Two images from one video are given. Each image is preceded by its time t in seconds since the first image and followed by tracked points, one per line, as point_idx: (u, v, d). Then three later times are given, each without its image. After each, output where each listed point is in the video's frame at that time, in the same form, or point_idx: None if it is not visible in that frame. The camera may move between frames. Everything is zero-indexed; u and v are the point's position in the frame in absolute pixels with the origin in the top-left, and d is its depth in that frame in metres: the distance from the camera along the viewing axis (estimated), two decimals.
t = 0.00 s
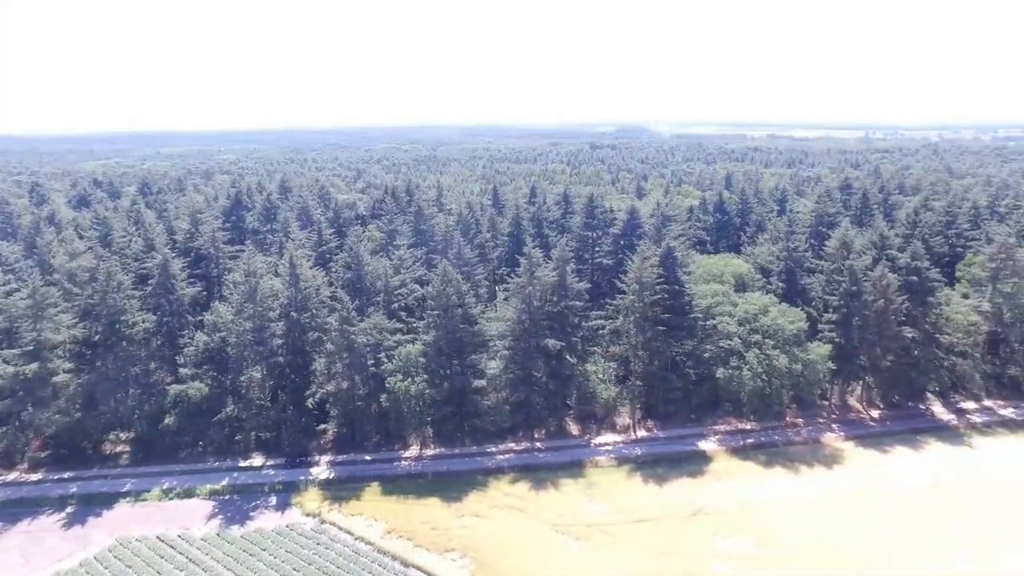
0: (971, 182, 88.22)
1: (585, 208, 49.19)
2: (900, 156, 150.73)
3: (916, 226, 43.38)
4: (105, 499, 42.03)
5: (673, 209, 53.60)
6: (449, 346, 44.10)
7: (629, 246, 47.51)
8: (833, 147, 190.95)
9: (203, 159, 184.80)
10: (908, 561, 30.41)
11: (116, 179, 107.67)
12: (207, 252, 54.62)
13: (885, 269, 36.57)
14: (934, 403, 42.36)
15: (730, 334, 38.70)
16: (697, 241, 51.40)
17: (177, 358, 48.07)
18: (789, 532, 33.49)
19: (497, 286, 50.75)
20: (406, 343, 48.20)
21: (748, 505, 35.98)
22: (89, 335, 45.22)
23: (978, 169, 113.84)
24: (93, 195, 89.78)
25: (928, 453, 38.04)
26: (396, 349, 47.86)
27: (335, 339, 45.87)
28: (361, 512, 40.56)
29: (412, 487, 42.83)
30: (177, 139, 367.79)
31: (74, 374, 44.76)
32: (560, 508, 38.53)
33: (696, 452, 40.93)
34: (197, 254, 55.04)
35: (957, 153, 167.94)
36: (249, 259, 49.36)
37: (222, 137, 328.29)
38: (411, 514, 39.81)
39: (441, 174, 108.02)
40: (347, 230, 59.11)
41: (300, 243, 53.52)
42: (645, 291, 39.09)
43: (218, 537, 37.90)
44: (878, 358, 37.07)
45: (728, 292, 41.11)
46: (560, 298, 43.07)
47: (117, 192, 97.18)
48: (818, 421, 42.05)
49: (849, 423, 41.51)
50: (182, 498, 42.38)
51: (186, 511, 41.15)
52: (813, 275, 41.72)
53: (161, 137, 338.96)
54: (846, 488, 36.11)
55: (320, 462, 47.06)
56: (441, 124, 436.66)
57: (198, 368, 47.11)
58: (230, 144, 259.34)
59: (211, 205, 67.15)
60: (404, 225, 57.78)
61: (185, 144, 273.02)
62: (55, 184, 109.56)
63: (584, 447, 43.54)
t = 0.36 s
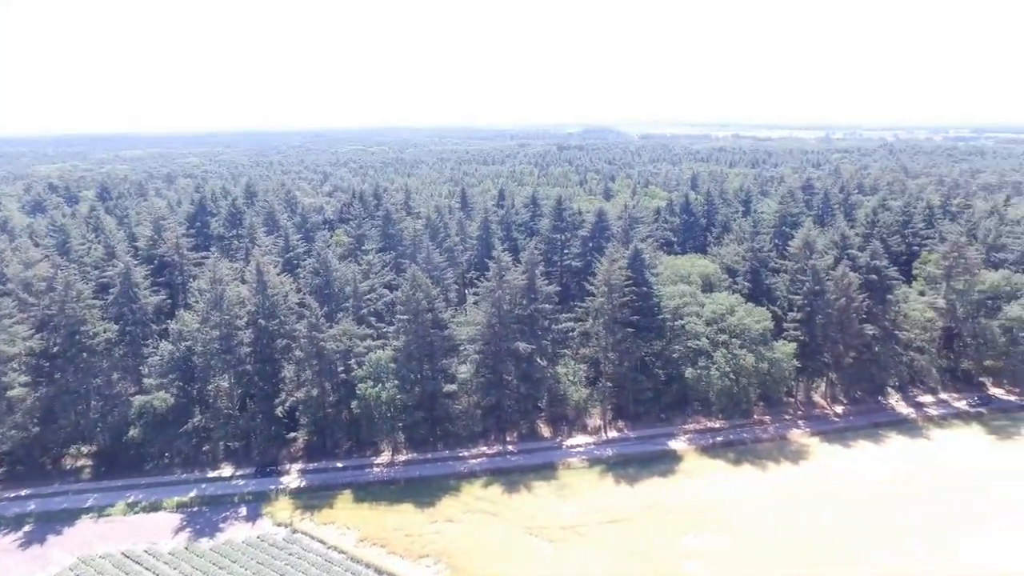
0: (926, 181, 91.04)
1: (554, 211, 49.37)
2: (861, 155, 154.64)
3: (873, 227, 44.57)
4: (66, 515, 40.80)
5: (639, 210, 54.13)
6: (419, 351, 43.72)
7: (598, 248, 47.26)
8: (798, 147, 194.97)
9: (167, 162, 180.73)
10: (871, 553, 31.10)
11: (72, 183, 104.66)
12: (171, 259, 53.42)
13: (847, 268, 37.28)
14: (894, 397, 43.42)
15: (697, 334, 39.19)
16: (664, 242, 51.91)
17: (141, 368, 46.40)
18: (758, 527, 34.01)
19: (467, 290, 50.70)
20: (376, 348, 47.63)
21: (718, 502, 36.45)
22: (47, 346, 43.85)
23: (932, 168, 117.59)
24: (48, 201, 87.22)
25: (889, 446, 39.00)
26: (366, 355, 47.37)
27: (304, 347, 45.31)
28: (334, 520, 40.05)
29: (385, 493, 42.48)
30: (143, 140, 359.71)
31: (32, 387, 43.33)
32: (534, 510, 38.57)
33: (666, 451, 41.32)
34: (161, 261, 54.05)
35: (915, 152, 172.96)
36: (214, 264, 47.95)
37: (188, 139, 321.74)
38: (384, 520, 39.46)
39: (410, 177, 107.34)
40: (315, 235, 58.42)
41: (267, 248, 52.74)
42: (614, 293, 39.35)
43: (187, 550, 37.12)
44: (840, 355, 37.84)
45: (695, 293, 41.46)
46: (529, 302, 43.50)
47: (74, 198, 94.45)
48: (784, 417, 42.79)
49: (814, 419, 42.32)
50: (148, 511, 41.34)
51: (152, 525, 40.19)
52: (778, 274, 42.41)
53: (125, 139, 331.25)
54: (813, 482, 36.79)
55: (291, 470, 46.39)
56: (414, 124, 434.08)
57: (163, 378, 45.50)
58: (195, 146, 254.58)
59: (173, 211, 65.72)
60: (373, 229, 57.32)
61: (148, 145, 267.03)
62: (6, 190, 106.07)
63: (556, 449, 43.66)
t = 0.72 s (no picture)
0: (883, 181, 93.76)
1: (521, 214, 49.38)
2: (821, 155, 158.44)
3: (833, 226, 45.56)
4: (22, 535, 39.44)
5: (606, 212, 54.45)
6: (388, 356, 43.08)
7: (565, 250, 47.42)
8: (763, 147, 198.59)
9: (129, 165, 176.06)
10: (834, 546, 31.78)
11: (24, 189, 101.21)
12: (132, 267, 52.09)
13: (808, 267, 37.96)
14: (854, 392, 44.42)
15: (664, 335, 39.68)
16: (630, 243, 52.28)
17: (101, 380, 45.05)
18: (727, 525, 34.38)
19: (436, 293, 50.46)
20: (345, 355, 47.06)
21: (687, 501, 36.82)
22: None
23: (889, 168, 121.12)
24: None
25: (850, 441, 39.82)
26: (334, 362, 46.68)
27: (271, 354, 44.53)
28: (304, 529, 39.43)
29: (356, 501, 41.99)
30: (107, 142, 349.72)
31: None
32: (506, 513, 38.51)
33: (635, 451, 41.62)
34: (122, 270, 52.50)
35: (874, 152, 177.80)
36: (178, 271, 46.72)
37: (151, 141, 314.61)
38: (355, 528, 38.99)
39: (377, 179, 106.49)
40: (281, 241, 57.53)
41: (232, 255, 51.80)
42: (582, 295, 39.63)
43: (151, 566, 36.18)
44: (803, 353, 38.51)
45: (663, 294, 41.79)
46: (498, 305, 43.71)
47: (27, 204, 91.36)
48: (750, 415, 43.41)
49: (778, 416, 43.00)
50: (110, 527, 40.15)
51: (114, 541, 39.05)
52: (743, 274, 43.09)
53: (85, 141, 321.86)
54: (778, 478, 37.41)
55: (259, 480, 45.53)
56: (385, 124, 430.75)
57: (124, 389, 43.79)
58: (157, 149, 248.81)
59: (134, 217, 64.08)
60: (339, 234, 56.73)
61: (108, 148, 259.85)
62: None
63: (526, 452, 43.71)
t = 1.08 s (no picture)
0: (837, 181, 96.48)
1: (485, 217, 49.28)
2: (777, 155, 162.17)
3: (789, 226, 46.69)
4: None
5: (569, 214, 54.75)
6: (354, 363, 42.61)
7: (530, 253, 47.63)
8: (723, 147, 202.09)
9: (83, 167, 170.37)
10: (795, 540, 32.57)
11: None
12: (86, 276, 50.38)
13: (767, 267, 38.67)
14: (813, 388, 45.44)
15: (630, 336, 39.85)
16: (595, 245, 52.65)
17: (55, 395, 43.57)
18: (692, 523, 34.90)
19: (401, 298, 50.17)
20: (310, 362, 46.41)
21: (654, 500, 37.24)
22: None
23: (843, 167, 124.90)
24: None
25: (810, 436, 40.77)
26: (299, 369, 46.11)
27: (234, 363, 43.25)
28: (270, 541, 38.65)
29: (323, 510, 41.36)
30: (63, 142, 337.74)
31: None
32: (475, 518, 38.42)
33: (603, 452, 41.92)
34: (75, 279, 50.73)
35: (829, 152, 182.84)
36: (136, 279, 45.36)
37: (108, 142, 304.94)
38: (323, 538, 38.41)
39: (340, 182, 105.31)
40: (242, 248, 56.48)
41: (191, 262, 50.52)
42: (546, 298, 39.98)
43: None
44: (765, 351, 39.15)
45: (626, 296, 42.34)
46: (463, 309, 43.93)
47: None
48: (714, 412, 44.09)
49: (741, 413, 43.80)
50: (65, 547, 38.66)
51: (71, 561, 37.63)
52: (704, 274, 43.65)
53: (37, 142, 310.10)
54: (741, 475, 38.13)
55: (224, 492, 44.32)
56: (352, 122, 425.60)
57: (80, 403, 42.60)
58: (112, 151, 241.22)
59: (87, 223, 61.92)
60: (302, 240, 56.00)
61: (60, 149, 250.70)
62: None
63: (494, 455, 43.69)
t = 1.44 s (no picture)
0: (801, 180, 98.39)
1: (456, 220, 49.18)
2: (744, 155, 164.69)
3: (756, 228, 47.43)
4: None
5: (539, 216, 54.80)
6: (324, 369, 42.71)
7: (500, 256, 48.15)
8: (690, 147, 204.80)
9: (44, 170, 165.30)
10: (766, 536, 33.10)
11: None
12: (46, 285, 48.78)
13: (735, 267, 39.07)
14: (781, 385, 46.22)
15: (601, 338, 40.20)
16: (566, 247, 52.87)
17: (14, 408, 42.11)
18: (666, 522, 35.22)
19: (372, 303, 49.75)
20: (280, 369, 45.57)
21: (628, 501, 37.49)
22: None
23: (807, 167, 127.77)
24: None
25: (779, 433, 41.46)
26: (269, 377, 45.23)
27: (202, 371, 42.04)
28: (243, 551, 37.90)
29: (296, 518, 40.70)
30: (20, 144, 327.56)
31: None
32: (451, 522, 38.22)
33: (576, 453, 42.12)
34: (34, 289, 49.17)
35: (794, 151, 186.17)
36: (99, 288, 44.11)
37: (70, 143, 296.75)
38: (297, 547, 37.81)
39: (309, 185, 104.07)
40: (210, 254, 55.45)
41: (156, 270, 49.30)
42: (518, 301, 40.03)
43: None
44: (734, 350, 39.63)
45: (597, 298, 42.82)
46: (435, 314, 43.93)
47: None
48: (686, 412, 44.58)
49: (712, 412, 44.37)
50: (26, 566, 37.18)
51: None
52: (674, 275, 44.02)
53: None
54: (712, 473, 38.61)
55: (194, 503, 43.12)
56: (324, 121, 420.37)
57: (41, 416, 41.26)
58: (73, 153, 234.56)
59: (46, 230, 59.96)
60: (271, 245, 55.17)
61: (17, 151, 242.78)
62: None
63: (468, 459, 43.58)
